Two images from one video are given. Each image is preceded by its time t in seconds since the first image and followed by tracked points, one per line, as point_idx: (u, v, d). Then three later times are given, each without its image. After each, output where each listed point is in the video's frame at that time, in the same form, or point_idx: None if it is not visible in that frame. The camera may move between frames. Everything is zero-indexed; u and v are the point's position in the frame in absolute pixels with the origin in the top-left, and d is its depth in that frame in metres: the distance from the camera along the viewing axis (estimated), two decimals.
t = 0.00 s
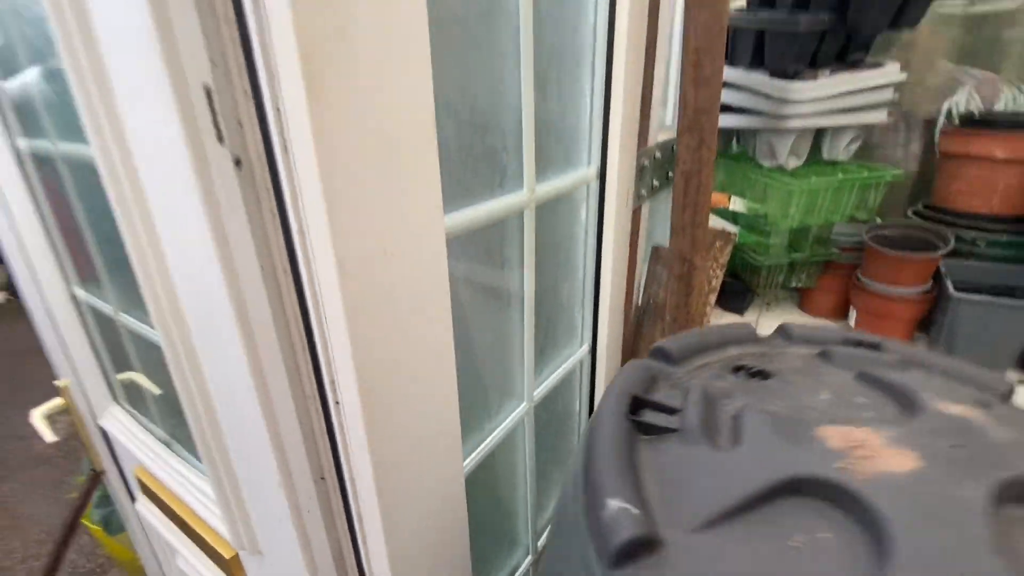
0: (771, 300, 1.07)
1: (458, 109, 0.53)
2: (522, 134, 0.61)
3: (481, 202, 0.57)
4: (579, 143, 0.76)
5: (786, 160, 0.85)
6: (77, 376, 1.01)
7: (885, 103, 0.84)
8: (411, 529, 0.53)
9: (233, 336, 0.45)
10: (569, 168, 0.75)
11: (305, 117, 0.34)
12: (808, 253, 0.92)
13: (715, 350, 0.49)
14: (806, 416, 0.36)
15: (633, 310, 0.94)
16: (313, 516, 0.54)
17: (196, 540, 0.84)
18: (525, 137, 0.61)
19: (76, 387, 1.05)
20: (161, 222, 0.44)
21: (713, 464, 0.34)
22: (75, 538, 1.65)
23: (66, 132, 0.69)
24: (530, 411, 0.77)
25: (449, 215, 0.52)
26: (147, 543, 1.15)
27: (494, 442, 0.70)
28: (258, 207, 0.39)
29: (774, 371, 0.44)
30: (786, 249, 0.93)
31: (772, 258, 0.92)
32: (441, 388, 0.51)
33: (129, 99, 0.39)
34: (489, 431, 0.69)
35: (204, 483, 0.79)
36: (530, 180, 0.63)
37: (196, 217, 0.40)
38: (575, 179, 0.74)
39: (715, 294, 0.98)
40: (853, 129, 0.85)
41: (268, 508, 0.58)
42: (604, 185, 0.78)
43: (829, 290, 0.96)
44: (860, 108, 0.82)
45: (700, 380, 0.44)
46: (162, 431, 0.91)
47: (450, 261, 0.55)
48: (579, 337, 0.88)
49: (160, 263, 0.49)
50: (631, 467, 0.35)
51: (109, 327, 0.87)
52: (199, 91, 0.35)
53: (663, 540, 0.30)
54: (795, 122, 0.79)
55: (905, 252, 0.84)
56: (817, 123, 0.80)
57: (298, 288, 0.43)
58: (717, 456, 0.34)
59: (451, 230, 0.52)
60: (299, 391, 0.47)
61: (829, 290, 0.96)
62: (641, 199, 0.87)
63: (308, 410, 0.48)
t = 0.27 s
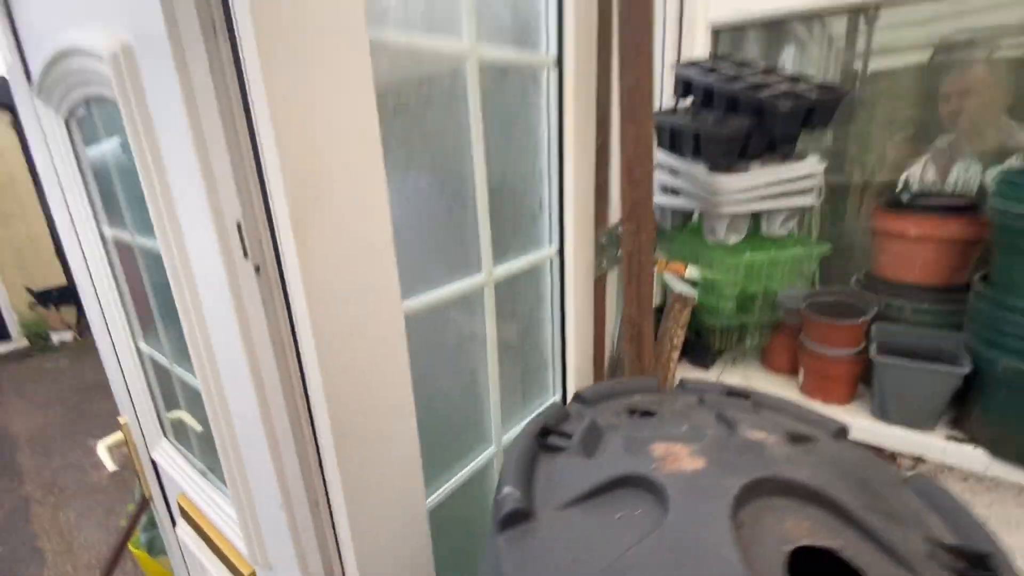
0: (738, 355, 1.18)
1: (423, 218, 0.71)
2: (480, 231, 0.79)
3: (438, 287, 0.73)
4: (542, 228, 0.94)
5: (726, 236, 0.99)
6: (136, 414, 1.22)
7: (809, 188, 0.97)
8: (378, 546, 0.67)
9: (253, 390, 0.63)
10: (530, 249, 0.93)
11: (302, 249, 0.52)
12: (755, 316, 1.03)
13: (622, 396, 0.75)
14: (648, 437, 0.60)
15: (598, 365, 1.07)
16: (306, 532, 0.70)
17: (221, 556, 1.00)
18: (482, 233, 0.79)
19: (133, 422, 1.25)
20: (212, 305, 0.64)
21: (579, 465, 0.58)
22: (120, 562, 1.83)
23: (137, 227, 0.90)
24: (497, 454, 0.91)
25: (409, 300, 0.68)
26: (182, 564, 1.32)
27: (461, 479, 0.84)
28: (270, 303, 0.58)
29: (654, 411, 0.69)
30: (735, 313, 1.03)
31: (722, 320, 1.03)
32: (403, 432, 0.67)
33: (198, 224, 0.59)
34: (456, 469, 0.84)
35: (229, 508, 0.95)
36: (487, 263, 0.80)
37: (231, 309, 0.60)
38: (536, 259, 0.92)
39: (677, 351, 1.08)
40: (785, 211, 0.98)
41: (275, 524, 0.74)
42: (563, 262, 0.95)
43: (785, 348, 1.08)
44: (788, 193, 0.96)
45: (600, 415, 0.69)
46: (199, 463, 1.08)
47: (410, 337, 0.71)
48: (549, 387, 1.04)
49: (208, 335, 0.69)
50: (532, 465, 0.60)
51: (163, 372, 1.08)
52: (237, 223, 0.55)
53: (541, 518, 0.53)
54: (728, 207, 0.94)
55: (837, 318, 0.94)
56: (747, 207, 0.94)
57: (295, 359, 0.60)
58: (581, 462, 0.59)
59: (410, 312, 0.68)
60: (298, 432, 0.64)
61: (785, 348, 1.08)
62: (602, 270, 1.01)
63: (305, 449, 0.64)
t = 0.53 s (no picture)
0: (713, 399, 1.28)
1: (409, 282, 0.87)
2: (459, 290, 0.95)
3: (417, 341, 0.88)
4: (519, 285, 1.10)
5: (684, 291, 1.10)
6: (176, 445, 1.40)
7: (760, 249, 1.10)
8: (364, 557, 0.80)
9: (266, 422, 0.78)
10: (509, 303, 1.08)
11: (306, 313, 0.68)
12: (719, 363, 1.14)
13: (580, 434, 0.87)
14: (585, 468, 0.72)
15: (576, 406, 1.19)
16: (306, 545, 0.83)
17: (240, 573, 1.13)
18: (460, 292, 0.95)
19: (174, 453, 1.43)
20: (240, 354, 0.81)
21: (528, 490, 0.70)
22: None
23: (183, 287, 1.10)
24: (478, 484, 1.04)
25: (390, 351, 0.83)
26: None
27: (443, 505, 0.97)
28: (280, 354, 0.74)
29: (603, 446, 0.81)
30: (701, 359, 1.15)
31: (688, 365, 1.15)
32: (387, 459, 0.81)
33: (231, 292, 0.77)
34: (438, 497, 0.96)
35: (248, 529, 1.09)
36: (465, 317, 0.96)
37: (252, 357, 0.76)
38: (513, 312, 1.07)
39: (652, 396, 1.17)
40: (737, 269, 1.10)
41: (282, 540, 0.87)
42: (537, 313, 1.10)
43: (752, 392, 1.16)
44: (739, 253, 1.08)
45: (556, 450, 0.81)
46: (226, 489, 1.24)
47: (393, 384, 0.85)
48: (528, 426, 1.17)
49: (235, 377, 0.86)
50: (490, 488, 0.72)
51: (199, 408, 1.25)
52: (259, 293, 0.72)
53: (489, 531, 0.65)
54: (682, 265, 1.07)
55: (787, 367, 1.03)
56: (702, 266, 1.06)
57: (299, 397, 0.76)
58: (530, 487, 0.71)
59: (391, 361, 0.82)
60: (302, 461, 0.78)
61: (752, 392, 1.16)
62: (577, 320, 1.16)
63: (308, 475, 0.78)
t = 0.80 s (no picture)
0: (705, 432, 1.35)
1: (415, 323, 0.99)
2: (460, 330, 1.06)
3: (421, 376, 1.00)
4: (517, 324, 1.20)
5: (672, 330, 1.20)
6: (208, 469, 1.52)
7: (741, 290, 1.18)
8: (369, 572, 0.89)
9: (286, 448, 0.89)
10: (508, 340, 1.19)
11: (323, 352, 0.80)
12: (707, 397, 1.21)
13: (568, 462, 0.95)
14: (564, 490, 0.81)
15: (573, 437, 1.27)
16: (320, 562, 0.92)
17: None
18: (461, 332, 1.06)
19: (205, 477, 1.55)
20: (268, 386, 0.93)
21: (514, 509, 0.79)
22: None
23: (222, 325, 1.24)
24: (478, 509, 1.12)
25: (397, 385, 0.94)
26: None
27: (444, 527, 1.06)
28: (300, 386, 0.86)
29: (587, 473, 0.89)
30: (689, 393, 1.23)
31: (678, 399, 1.23)
32: (391, 483, 0.91)
33: (262, 333, 0.90)
34: (439, 519, 1.06)
35: (269, 548, 1.19)
36: (465, 354, 1.07)
37: (277, 389, 0.88)
38: (512, 348, 1.18)
39: (646, 428, 1.26)
40: (720, 309, 1.18)
41: (298, 556, 0.97)
42: (535, 350, 1.20)
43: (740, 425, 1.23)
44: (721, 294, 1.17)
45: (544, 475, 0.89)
46: (251, 511, 1.35)
47: (398, 414, 0.96)
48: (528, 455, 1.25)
49: (263, 405, 0.98)
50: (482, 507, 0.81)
51: (230, 435, 1.38)
52: (285, 334, 0.84)
53: (476, 546, 0.74)
54: (667, 308, 1.17)
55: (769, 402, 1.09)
56: (685, 306, 1.16)
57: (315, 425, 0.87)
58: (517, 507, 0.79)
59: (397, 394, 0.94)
60: (317, 482, 0.89)
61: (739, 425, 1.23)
62: (572, 356, 1.26)
63: (322, 495, 0.89)
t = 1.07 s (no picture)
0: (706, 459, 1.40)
1: (426, 352, 1.09)
2: (468, 359, 1.15)
3: (431, 402, 1.08)
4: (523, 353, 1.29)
5: (668, 359, 1.26)
6: (234, 491, 1.61)
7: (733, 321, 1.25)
8: None
9: (309, 468, 0.98)
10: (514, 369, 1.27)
11: (344, 379, 0.90)
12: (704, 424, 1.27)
13: (568, 485, 1.01)
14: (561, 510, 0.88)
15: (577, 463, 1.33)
16: None
17: None
18: (469, 361, 1.15)
19: (231, 499, 1.64)
20: (294, 411, 1.03)
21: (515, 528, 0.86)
22: None
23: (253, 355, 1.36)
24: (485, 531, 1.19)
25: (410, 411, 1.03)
26: None
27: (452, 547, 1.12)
28: (322, 411, 0.95)
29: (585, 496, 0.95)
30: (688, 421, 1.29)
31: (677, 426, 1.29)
32: (403, 502, 0.99)
33: (291, 362, 1.00)
34: (448, 539, 1.12)
35: (290, 566, 1.27)
36: (473, 382, 1.16)
37: (302, 414, 0.98)
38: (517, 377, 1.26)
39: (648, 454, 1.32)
40: (713, 340, 1.25)
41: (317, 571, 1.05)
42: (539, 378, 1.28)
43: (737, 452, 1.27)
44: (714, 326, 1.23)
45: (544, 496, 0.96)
46: (274, 531, 1.43)
47: (410, 438, 1.04)
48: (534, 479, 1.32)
49: (289, 429, 1.08)
50: (486, 525, 0.88)
51: (256, 459, 1.47)
52: (311, 363, 0.94)
53: (478, 559, 0.81)
54: (663, 338, 1.24)
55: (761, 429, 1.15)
56: (679, 337, 1.22)
57: (335, 447, 0.96)
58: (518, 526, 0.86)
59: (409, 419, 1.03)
60: (336, 499, 0.97)
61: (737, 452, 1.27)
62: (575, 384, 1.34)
63: (341, 512, 0.97)
